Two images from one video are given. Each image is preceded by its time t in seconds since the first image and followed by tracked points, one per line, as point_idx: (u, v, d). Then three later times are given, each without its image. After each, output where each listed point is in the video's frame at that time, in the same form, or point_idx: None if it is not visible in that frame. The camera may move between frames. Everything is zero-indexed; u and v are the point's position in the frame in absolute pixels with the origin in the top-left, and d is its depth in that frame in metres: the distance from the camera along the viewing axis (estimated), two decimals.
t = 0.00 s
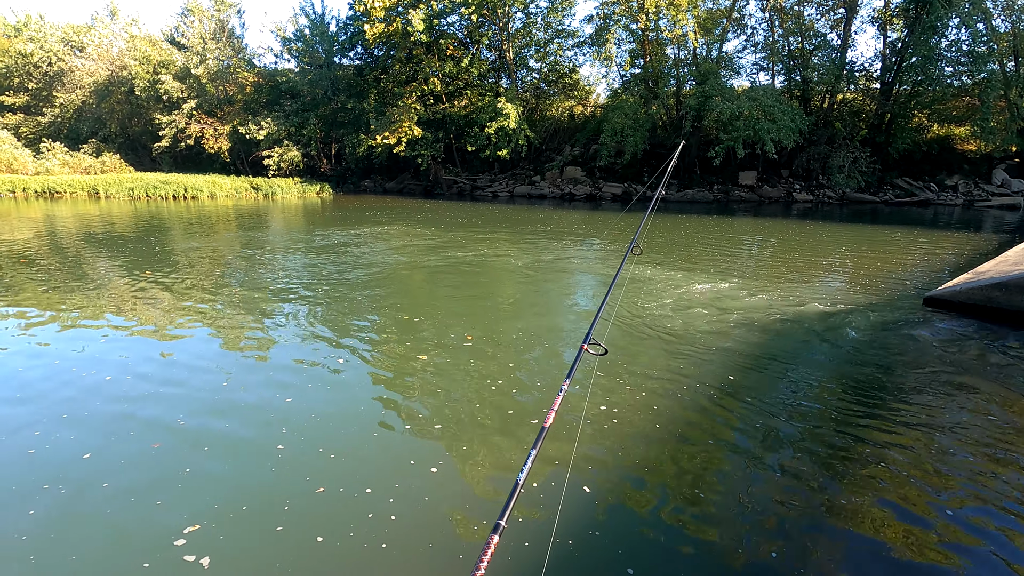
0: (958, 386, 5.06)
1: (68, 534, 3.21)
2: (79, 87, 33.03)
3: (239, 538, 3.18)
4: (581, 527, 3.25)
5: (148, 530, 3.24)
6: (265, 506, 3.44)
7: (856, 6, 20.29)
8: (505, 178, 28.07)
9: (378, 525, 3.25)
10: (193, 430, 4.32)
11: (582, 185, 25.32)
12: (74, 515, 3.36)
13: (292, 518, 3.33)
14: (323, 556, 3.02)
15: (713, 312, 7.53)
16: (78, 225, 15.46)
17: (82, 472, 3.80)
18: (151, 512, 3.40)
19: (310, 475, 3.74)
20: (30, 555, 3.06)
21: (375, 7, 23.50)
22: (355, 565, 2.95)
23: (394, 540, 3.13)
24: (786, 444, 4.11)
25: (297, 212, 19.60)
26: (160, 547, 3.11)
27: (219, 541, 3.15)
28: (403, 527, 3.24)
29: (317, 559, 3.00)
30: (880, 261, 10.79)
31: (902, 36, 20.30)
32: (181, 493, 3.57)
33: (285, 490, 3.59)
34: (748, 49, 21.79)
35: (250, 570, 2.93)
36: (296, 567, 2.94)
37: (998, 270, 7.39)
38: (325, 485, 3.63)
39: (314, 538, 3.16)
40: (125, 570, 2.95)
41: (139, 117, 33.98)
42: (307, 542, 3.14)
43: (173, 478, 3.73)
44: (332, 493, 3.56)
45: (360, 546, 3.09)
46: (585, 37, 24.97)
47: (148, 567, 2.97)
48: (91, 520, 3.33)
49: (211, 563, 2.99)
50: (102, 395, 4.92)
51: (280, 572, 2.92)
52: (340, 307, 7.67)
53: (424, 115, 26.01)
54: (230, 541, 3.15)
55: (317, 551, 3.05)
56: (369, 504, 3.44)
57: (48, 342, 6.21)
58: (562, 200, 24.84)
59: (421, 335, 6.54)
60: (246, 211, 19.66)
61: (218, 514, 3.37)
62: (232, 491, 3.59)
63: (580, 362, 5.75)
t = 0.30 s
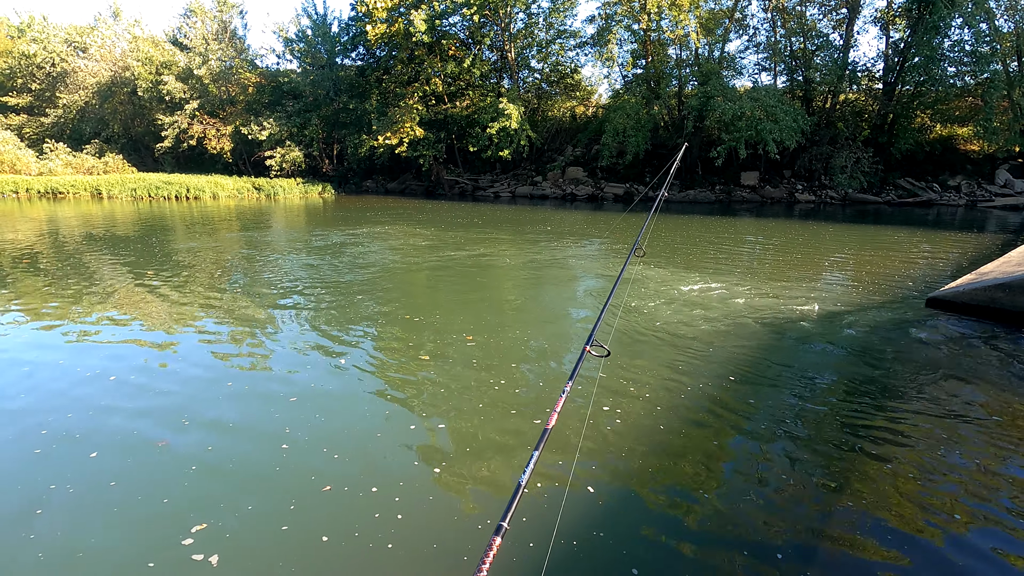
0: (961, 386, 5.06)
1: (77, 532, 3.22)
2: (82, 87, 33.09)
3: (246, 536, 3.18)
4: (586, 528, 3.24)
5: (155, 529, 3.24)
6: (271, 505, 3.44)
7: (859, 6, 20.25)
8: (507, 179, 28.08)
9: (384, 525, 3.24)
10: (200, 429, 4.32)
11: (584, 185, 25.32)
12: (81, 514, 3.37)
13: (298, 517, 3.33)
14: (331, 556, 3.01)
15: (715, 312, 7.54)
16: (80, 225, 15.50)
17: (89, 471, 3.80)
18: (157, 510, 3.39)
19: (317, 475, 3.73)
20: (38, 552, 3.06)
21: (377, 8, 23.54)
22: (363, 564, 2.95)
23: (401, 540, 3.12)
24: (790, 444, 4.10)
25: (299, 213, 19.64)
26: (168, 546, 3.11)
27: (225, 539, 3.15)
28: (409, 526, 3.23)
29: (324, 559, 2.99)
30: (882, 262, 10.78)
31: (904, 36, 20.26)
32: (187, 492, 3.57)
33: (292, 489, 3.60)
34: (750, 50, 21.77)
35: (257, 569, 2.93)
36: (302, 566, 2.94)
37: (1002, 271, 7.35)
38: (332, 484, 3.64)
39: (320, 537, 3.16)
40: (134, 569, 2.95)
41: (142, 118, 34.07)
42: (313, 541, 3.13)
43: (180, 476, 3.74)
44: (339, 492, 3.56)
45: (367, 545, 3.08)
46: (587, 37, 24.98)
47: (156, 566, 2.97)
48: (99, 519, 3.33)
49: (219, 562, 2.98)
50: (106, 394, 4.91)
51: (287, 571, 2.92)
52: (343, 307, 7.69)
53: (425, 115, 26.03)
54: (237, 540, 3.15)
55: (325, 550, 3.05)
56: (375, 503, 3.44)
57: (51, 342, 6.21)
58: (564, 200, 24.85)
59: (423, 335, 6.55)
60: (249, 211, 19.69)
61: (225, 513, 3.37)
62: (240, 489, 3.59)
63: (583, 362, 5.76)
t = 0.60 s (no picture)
0: (964, 387, 5.05)
1: (83, 530, 3.23)
2: (84, 88, 33.17)
3: (250, 534, 3.19)
4: (588, 528, 3.24)
5: (160, 527, 3.25)
6: (276, 503, 3.45)
7: (861, 6, 20.20)
8: (508, 179, 28.08)
9: (389, 525, 3.24)
10: (204, 428, 4.34)
11: (585, 185, 25.34)
12: (87, 512, 3.38)
13: (303, 516, 3.34)
14: (335, 554, 3.02)
15: (715, 312, 7.53)
16: (82, 225, 15.53)
17: (94, 469, 3.82)
18: (163, 509, 3.41)
19: (321, 474, 3.74)
20: (45, 550, 3.08)
21: (378, 8, 23.57)
22: (367, 562, 2.95)
23: (405, 539, 3.12)
24: (793, 444, 4.10)
25: (300, 213, 19.67)
26: (173, 543, 3.13)
27: (230, 537, 3.16)
28: (414, 525, 3.23)
29: (329, 557, 3.00)
30: (884, 262, 10.77)
31: (906, 36, 20.22)
32: (192, 491, 3.58)
33: (297, 488, 3.60)
34: (752, 50, 21.75)
35: (261, 567, 2.93)
36: (306, 565, 2.94)
37: (1004, 271, 7.34)
38: (337, 483, 3.65)
39: (325, 535, 3.16)
40: (140, 566, 2.96)
41: (144, 118, 34.14)
42: (319, 539, 3.14)
43: (185, 475, 3.75)
44: (343, 491, 3.56)
45: (372, 543, 3.09)
46: (588, 37, 24.98)
47: (161, 563, 2.98)
48: (105, 516, 3.35)
49: (224, 560, 2.99)
50: (110, 394, 4.93)
51: (291, 569, 2.93)
52: (345, 307, 7.71)
53: (427, 116, 26.04)
54: (242, 538, 3.16)
55: (329, 548, 3.05)
56: (380, 503, 3.44)
57: (52, 342, 6.22)
58: (565, 201, 24.85)
59: (425, 335, 6.57)
60: (250, 212, 19.74)
61: (229, 511, 3.39)
62: (244, 487, 3.61)
63: (584, 361, 5.77)
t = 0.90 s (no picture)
0: (964, 387, 5.06)
1: (88, 527, 3.25)
2: (85, 88, 33.17)
3: (254, 533, 3.20)
4: (591, 527, 3.24)
5: (165, 524, 3.27)
6: (279, 502, 3.46)
7: (861, 6, 20.18)
8: (509, 179, 28.10)
9: (391, 523, 3.25)
10: (207, 427, 4.35)
11: (586, 185, 25.37)
12: (92, 510, 3.39)
13: (306, 514, 3.35)
14: (338, 552, 3.03)
15: (716, 312, 7.54)
16: (83, 225, 15.56)
17: (99, 467, 3.83)
18: (167, 507, 3.42)
19: (323, 474, 3.74)
20: (50, 547, 3.09)
21: (379, 8, 23.57)
22: (369, 561, 2.96)
23: (408, 538, 3.12)
24: (794, 444, 4.11)
25: (301, 213, 19.70)
26: (178, 540, 3.14)
27: (233, 536, 3.17)
28: (416, 524, 3.24)
29: (333, 555, 3.01)
30: (885, 262, 10.76)
31: (907, 36, 20.22)
32: (196, 489, 3.59)
33: (300, 487, 3.61)
34: (752, 50, 21.74)
35: (264, 566, 2.94)
36: (309, 563, 2.95)
37: (1004, 271, 7.35)
38: (341, 481, 3.66)
39: (328, 534, 3.17)
40: (144, 564, 2.97)
41: (144, 118, 34.16)
42: (321, 538, 3.14)
43: (189, 473, 3.76)
44: (345, 490, 3.57)
45: (375, 541, 3.10)
46: (588, 37, 24.98)
47: (166, 560, 3.00)
48: (110, 514, 3.36)
49: (228, 558, 3.00)
50: (113, 393, 4.94)
51: (294, 567, 2.94)
52: (345, 307, 7.72)
53: (427, 116, 26.05)
54: (245, 536, 3.17)
55: (333, 546, 3.07)
56: (384, 502, 3.45)
57: (55, 342, 6.22)
58: (565, 201, 24.86)
59: (426, 335, 6.58)
60: (250, 212, 19.76)
61: (233, 509, 3.40)
62: (248, 485, 3.62)
63: (585, 361, 5.77)
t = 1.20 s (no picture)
0: (964, 386, 5.06)
1: (91, 525, 3.25)
2: (83, 87, 33.08)
3: (257, 530, 3.20)
4: (592, 526, 3.25)
5: (168, 522, 3.27)
6: (282, 499, 3.46)
7: (860, 6, 20.19)
8: (508, 178, 28.11)
9: (394, 521, 3.24)
10: (208, 426, 4.33)
11: (585, 185, 25.39)
12: (95, 508, 3.39)
13: (309, 511, 3.35)
14: (341, 550, 3.02)
15: (715, 312, 7.54)
16: (81, 225, 15.54)
17: (101, 465, 3.83)
18: (170, 504, 3.42)
19: (326, 472, 3.74)
20: (53, 545, 3.10)
21: (377, 8, 23.54)
22: (372, 558, 2.96)
23: (410, 536, 3.13)
24: (793, 443, 4.11)
25: (300, 212, 19.71)
26: (181, 538, 3.14)
27: (236, 533, 3.17)
28: (418, 522, 3.24)
29: (335, 552, 3.01)
30: (883, 262, 10.77)
31: (905, 36, 20.24)
32: (198, 487, 3.59)
33: (302, 485, 3.60)
34: (751, 50, 21.75)
35: (267, 563, 2.94)
36: (312, 561, 2.95)
37: (1002, 271, 7.35)
38: (343, 479, 3.66)
39: (330, 531, 3.17)
40: (148, 562, 2.97)
41: (143, 118, 34.09)
42: (324, 535, 3.15)
43: (192, 472, 3.76)
44: (347, 488, 3.57)
45: (377, 538, 3.11)
46: (587, 37, 24.98)
47: (169, 558, 3.00)
48: (113, 512, 3.36)
49: (231, 555, 3.01)
50: (113, 392, 4.93)
51: (297, 564, 2.93)
52: (344, 307, 7.72)
53: (426, 115, 26.04)
54: (248, 533, 3.17)
55: (336, 543, 3.07)
56: (386, 499, 3.45)
57: (54, 341, 6.22)
58: (564, 200, 24.87)
59: (425, 334, 6.58)
60: (249, 211, 19.77)
61: (236, 507, 3.40)
62: (250, 484, 3.61)
63: (585, 361, 5.77)
